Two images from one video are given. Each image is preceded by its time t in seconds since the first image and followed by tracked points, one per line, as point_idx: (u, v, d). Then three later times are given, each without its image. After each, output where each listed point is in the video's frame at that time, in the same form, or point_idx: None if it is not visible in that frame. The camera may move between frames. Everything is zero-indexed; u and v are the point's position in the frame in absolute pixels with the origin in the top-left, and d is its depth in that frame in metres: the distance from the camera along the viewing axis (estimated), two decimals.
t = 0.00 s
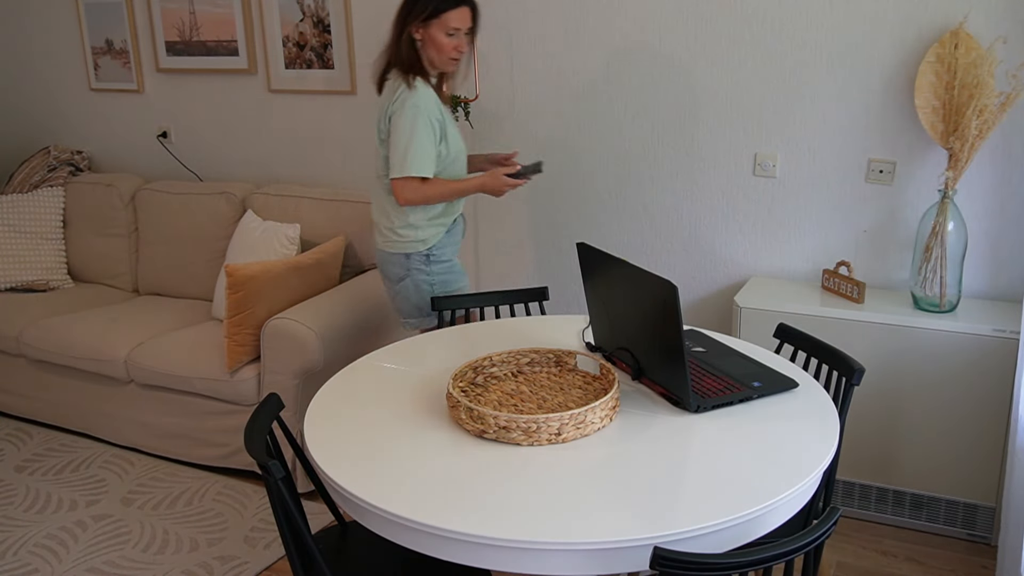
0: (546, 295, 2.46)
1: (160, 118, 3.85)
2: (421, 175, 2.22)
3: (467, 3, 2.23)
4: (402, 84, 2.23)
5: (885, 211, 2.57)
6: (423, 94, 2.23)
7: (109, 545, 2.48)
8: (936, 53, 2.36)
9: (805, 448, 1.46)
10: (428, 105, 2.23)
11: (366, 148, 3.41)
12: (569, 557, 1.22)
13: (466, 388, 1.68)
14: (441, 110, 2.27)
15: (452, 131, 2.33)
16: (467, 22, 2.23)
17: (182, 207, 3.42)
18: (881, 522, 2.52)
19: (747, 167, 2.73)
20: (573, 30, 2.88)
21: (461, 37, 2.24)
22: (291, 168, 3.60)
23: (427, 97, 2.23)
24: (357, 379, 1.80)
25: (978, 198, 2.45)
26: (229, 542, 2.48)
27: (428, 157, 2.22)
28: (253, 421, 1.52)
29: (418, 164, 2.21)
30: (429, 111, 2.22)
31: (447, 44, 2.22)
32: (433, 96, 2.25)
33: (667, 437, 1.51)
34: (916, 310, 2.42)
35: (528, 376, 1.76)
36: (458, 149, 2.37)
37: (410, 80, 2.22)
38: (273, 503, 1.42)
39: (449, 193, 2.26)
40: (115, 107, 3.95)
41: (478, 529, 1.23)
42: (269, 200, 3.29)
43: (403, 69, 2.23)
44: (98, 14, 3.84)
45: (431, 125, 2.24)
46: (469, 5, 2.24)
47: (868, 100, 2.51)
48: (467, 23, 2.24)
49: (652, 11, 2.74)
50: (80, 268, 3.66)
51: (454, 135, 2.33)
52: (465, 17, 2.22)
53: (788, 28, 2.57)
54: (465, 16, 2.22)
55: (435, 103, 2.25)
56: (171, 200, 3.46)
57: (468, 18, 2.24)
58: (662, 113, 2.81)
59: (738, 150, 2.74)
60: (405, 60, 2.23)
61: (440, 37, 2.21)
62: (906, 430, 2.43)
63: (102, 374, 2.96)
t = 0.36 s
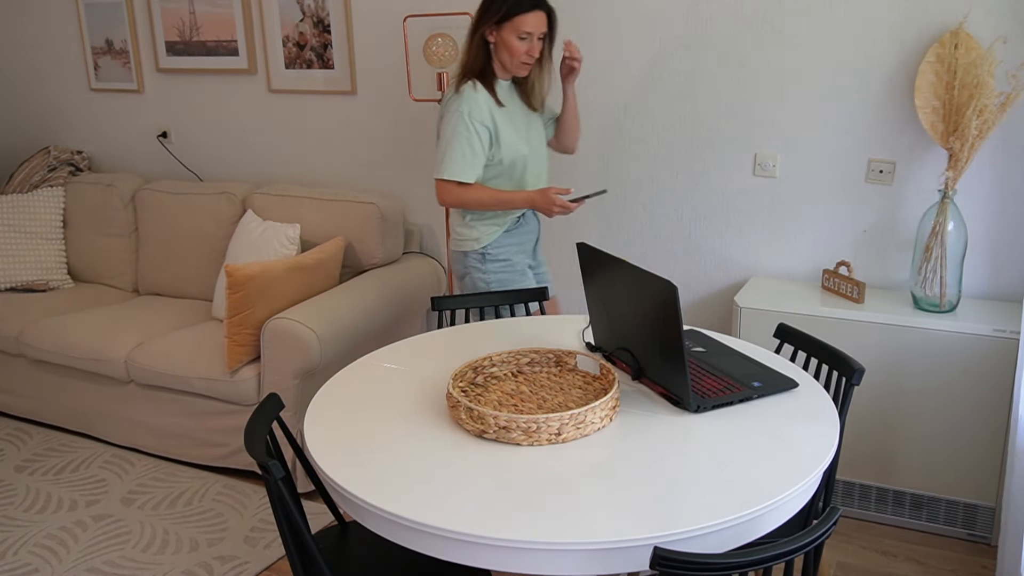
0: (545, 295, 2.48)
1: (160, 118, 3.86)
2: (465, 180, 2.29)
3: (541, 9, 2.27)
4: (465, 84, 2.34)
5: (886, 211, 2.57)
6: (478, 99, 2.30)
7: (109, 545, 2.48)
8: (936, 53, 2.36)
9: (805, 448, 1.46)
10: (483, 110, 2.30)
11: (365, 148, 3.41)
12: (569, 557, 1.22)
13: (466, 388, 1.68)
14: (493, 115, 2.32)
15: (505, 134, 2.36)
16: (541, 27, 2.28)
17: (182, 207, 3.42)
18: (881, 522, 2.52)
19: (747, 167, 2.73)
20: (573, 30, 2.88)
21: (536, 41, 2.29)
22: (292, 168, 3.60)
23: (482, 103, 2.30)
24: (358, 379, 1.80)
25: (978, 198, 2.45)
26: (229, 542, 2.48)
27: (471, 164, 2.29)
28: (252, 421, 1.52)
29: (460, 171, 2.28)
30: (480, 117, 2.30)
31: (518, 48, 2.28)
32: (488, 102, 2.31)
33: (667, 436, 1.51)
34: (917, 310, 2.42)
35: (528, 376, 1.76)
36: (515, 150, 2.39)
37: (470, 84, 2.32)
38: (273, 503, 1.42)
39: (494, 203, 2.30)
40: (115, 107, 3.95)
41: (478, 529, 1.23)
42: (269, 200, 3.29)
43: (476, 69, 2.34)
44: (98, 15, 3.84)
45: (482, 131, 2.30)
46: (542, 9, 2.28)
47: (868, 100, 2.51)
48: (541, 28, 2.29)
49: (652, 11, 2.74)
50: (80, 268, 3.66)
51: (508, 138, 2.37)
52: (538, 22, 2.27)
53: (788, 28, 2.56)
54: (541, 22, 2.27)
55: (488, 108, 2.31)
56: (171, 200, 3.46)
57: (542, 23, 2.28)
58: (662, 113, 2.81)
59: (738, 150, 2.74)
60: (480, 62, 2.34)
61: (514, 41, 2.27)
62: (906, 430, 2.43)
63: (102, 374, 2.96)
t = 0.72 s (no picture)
0: (545, 296, 2.48)
1: (160, 118, 3.86)
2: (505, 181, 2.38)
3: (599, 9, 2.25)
4: (515, 83, 2.39)
5: (886, 211, 2.57)
6: (525, 98, 2.35)
7: (109, 545, 2.48)
8: (936, 53, 2.36)
9: (805, 447, 1.46)
10: (530, 111, 2.36)
11: (366, 148, 3.41)
12: (568, 557, 1.22)
13: (466, 388, 1.68)
14: (534, 116, 2.36)
15: (552, 135, 2.38)
16: (600, 28, 2.26)
17: (183, 207, 3.42)
18: (881, 522, 2.52)
19: (747, 167, 2.73)
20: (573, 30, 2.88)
21: (594, 43, 2.27)
22: (292, 168, 3.60)
23: (527, 104, 2.36)
24: (358, 379, 1.80)
25: (978, 198, 2.45)
26: (229, 542, 2.48)
27: (510, 163, 2.37)
28: (252, 421, 1.52)
29: (497, 172, 2.37)
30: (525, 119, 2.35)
31: (573, 50, 2.27)
32: (531, 101, 2.35)
33: (667, 436, 1.51)
34: (917, 310, 2.42)
35: (528, 376, 1.75)
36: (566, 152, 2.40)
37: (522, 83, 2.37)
38: (273, 503, 1.42)
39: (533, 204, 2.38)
40: (115, 107, 3.95)
41: (478, 529, 1.23)
42: (269, 200, 3.29)
43: (532, 69, 2.38)
44: (98, 15, 3.84)
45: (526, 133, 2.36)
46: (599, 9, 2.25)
47: (868, 100, 2.51)
48: (600, 28, 2.26)
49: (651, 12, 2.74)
50: (80, 268, 3.66)
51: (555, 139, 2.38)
52: (595, 25, 2.24)
53: (788, 28, 2.56)
54: (597, 26, 2.24)
55: (533, 110, 2.36)
56: (171, 200, 3.46)
57: (600, 24, 2.26)
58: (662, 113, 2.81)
59: (738, 150, 2.74)
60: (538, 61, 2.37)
61: (570, 43, 2.27)
62: (906, 430, 2.43)
63: (102, 374, 2.96)
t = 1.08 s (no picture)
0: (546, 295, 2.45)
1: (160, 118, 3.85)
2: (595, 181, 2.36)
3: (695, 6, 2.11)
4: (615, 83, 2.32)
5: (886, 211, 2.57)
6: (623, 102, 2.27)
7: (109, 545, 2.48)
8: (936, 53, 2.37)
9: (804, 448, 1.46)
10: (628, 115, 2.26)
11: (366, 148, 3.41)
12: (568, 557, 1.22)
13: (466, 388, 1.68)
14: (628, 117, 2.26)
15: (650, 139, 2.25)
16: (693, 25, 2.12)
17: (183, 207, 3.42)
18: (881, 522, 2.52)
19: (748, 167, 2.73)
20: (573, 30, 2.88)
21: (688, 41, 2.13)
22: (292, 168, 3.60)
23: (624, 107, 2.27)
24: (357, 379, 1.80)
25: (978, 198, 2.45)
26: (229, 542, 2.48)
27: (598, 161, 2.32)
28: (252, 421, 1.52)
29: (591, 174, 2.34)
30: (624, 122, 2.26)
31: (668, 50, 2.16)
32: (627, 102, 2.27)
33: (666, 436, 1.51)
34: (917, 311, 2.42)
35: (528, 376, 1.75)
36: (663, 159, 2.24)
37: (624, 86, 2.28)
38: (273, 503, 1.42)
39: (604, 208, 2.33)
40: (115, 107, 3.95)
41: (478, 529, 1.23)
42: (269, 200, 3.29)
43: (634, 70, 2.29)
44: (98, 15, 3.84)
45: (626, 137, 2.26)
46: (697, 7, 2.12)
47: (868, 100, 2.51)
48: (695, 26, 2.12)
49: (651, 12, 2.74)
50: (80, 268, 3.66)
51: (653, 146, 2.24)
52: (686, 21, 2.11)
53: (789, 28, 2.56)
54: (690, 23, 2.11)
55: (630, 113, 2.26)
56: (171, 200, 3.46)
57: (694, 21, 2.12)
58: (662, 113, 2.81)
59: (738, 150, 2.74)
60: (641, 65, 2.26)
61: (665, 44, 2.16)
62: (906, 430, 2.43)
63: (102, 374, 2.96)
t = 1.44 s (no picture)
0: (546, 295, 2.45)
1: (160, 118, 3.85)
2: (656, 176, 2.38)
3: (750, 9, 1.98)
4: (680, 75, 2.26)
5: (886, 211, 2.57)
6: (683, 95, 2.22)
7: (109, 545, 2.48)
8: (936, 53, 2.37)
9: (805, 449, 1.45)
10: (686, 109, 2.22)
11: (366, 148, 3.41)
12: (568, 557, 1.22)
13: (466, 388, 1.68)
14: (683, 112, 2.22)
15: (702, 138, 2.19)
16: (743, 30, 1.99)
17: (183, 207, 3.42)
18: (880, 522, 2.52)
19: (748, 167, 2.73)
20: (573, 30, 2.88)
21: (736, 47, 2.02)
22: (291, 168, 3.60)
23: (683, 101, 2.23)
24: (357, 379, 1.80)
25: (978, 198, 2.44)
26: (229, 542, 2.48)
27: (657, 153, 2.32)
28: (253, 420, 1.52)
29: (648, 160, 2.35)
30: (683, 116, 2.21)
31: (718, 52, 2.07)
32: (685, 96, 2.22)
33: (666, 436, 1.51)
34: (917, 310, 2.42)
35: (528, 376, 1.75)
36: (709, 159, 2.18)
37: (686, 79, 2.23)
38: (273, 503, 1.42)
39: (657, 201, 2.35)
40: (115, 108, 3.95)
41: (478, 529, 1.23)
42: (269, 200, 3.29)
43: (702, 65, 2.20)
44: (98, 15, 3.84)
45: (682, 131, 2.22)
46: (753, 9, 1.98)
47: (868, 100, 2.51)
48: (746, 30, 1.99)
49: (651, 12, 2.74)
50: (80, 268, 3.66)
51: (702, 144, 2.19)
52: (736, 25, 1.99)
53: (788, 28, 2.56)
54: (740, 26, 1.99)
55: (686, 107, 2.21)
56: (171, 200, 3.46)
57: (746, 24, 1.99)
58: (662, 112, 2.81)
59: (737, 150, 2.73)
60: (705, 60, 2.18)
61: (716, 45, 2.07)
62: (906, 430, 2.43)
63: (101, 374, 2.96)
